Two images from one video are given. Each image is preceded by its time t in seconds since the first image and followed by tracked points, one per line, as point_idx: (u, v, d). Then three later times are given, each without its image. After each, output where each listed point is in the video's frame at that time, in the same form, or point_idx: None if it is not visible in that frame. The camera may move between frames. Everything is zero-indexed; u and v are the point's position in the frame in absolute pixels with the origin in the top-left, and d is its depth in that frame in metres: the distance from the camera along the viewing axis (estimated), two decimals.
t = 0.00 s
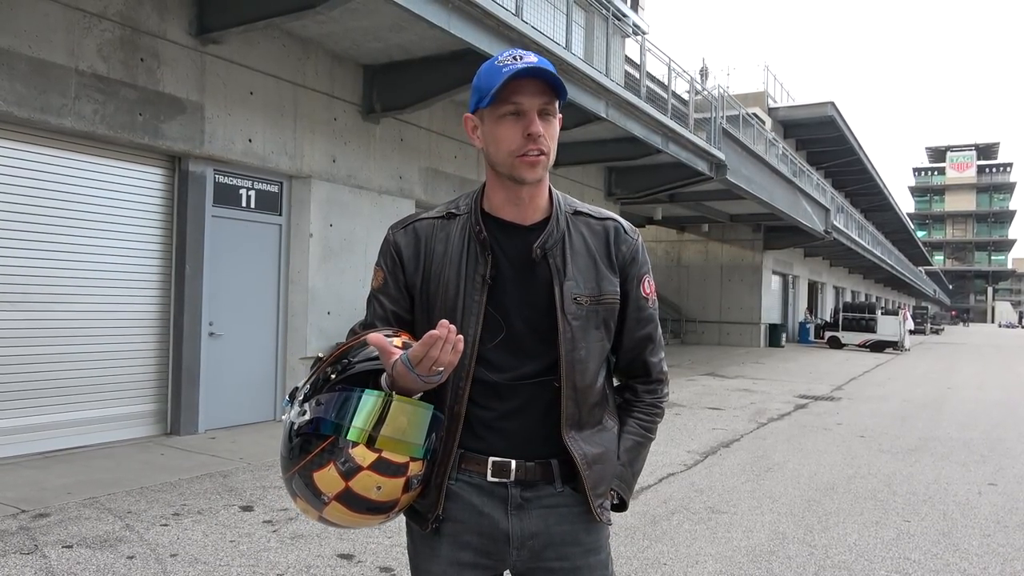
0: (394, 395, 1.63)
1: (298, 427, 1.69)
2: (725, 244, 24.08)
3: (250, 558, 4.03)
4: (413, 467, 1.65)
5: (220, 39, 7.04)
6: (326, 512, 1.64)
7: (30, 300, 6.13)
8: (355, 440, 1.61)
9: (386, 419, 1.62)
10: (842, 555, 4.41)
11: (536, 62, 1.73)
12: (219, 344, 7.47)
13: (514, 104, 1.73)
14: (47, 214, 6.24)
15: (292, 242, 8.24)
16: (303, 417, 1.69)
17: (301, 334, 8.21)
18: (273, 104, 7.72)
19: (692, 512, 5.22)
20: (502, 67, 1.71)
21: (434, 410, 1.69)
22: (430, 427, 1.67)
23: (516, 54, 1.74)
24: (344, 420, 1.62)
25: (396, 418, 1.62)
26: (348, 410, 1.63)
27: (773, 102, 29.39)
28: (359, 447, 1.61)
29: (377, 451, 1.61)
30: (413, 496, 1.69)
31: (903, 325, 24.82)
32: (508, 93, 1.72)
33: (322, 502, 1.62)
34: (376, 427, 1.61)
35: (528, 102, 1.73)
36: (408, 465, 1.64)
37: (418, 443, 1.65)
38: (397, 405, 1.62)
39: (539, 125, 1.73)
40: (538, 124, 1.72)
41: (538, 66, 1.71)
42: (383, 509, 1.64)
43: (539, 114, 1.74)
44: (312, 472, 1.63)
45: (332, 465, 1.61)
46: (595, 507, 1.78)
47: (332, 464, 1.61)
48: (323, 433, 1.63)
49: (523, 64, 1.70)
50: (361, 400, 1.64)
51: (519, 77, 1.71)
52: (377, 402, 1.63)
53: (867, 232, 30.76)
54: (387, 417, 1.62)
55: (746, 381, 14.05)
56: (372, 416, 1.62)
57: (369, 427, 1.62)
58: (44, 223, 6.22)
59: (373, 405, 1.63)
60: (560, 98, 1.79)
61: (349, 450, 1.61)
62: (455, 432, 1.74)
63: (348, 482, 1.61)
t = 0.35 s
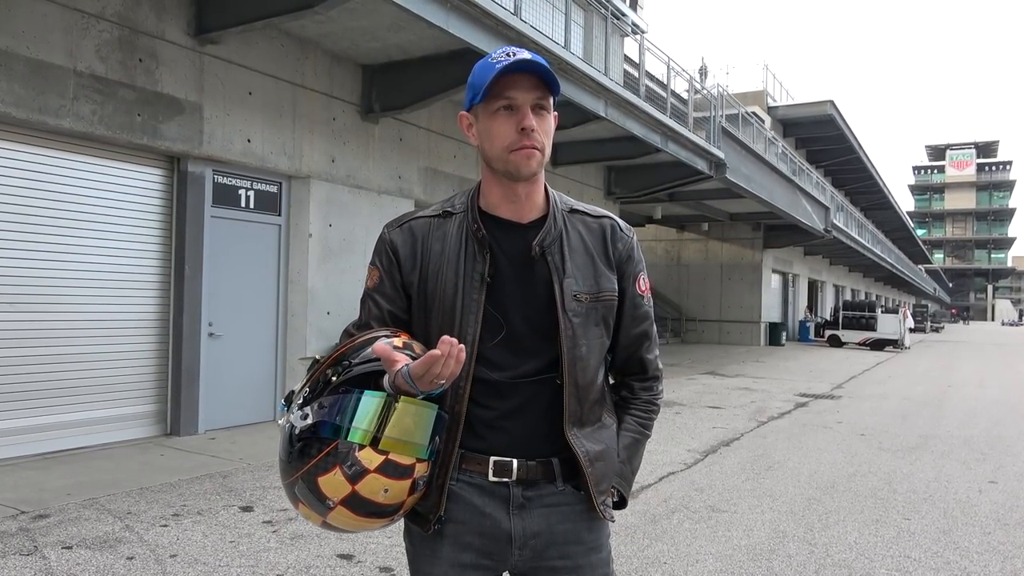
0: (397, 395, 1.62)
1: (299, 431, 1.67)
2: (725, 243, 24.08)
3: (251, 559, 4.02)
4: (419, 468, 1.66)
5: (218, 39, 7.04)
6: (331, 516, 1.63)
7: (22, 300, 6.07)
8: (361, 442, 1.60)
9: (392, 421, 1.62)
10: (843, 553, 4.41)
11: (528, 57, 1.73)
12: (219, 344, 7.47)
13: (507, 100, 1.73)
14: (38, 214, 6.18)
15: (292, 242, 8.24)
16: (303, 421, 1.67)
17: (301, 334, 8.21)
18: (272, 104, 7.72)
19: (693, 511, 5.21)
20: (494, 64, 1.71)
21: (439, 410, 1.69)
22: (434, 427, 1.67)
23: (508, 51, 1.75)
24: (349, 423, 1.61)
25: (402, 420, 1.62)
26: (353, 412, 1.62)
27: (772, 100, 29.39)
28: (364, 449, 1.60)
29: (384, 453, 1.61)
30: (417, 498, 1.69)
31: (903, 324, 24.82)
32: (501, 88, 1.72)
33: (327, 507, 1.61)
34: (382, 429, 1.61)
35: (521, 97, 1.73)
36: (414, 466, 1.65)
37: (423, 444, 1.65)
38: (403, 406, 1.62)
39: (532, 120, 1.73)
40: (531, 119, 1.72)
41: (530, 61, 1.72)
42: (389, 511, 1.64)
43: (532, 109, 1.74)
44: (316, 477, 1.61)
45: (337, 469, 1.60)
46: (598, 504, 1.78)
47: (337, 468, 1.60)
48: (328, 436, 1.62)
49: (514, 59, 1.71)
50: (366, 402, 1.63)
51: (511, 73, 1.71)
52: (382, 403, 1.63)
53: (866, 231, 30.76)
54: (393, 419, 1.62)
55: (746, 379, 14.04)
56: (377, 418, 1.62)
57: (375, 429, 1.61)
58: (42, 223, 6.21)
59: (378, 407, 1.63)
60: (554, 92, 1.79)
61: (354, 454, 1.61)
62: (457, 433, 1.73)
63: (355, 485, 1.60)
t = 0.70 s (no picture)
0: (391, 403, 1.62)
1: (293, 441, 1.66)
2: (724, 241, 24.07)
3: (250, 557, 4.03)
4: (415, 474, 1.66)
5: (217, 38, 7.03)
6: (329, 525, 1.64)
7: (19, 299, 6.06)
8: (355, 452, 1.61)
9: (387, 430, 1.62)
10: (842, 551, 4.42)
11: (515, 53, 1.73)
12: (219, 344, 7.47)
13: (496, 97, 1.73)
14: (36, 213, 6.18)
15: (291, 241, 8.24)
16: (296, 431, 1.66)
17: (300, 333, 8.21)
18: (271, 103, 7.72)
19: (692, 509, 5.21)
20: (482, 61, 1.71)
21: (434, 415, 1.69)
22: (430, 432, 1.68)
23: (496, 48, 1.75)
24: (344, 433, 1.62)
25: (398, 428, 1.62)
26: (347, 422, 1.62)
27: (772, 98, 29.37)
28: (360, 459, 1.61)
29: (379, 462, 1.62)
30: (415, 502, 1.70)
31: (902, 321, 24.82)
32: (489, 86, 1.72)
33: (324, 516, 1.62)
34: (377, 438, 1.62)
35: (510, 93, 1.73)
36: (410, 472, 1.65)
37: (418, 451, 1.66)
38: (397, 415, 1.62)
39: (522, 116, 1.72)
40: (521, 114, 1.72)
41: (518, 57, 1.72)
42: (387, 517, 1.65)
43: (522, 105, 1.74)
44: (312, 487, 1.62)
45: (333, 478, 1.61)
46: (596, 501, 1.78)
47: (333, 477, 1.61)
48: (322, 446, 1.62)
49: (501, 55, 1.71)
50: (361, 411, 1.63)
51: (498, 70, 1.71)
52: (376, 412, 1.63)
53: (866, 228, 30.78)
54: (388, 428, 1.62)
55: (745, 377, 14.05)
56: (371, 427, 1.62)
57: (370, 438, 1.62)
58: (41, 223, 6.21)
59: (373, 415, 1.63)
60: (543, 88, 1.79)
61: (350, 463, 1.61)
62: (453, 434, 1.74)
63: (351, 494, 1.61)
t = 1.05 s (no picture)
0: (385, 401, 1.63)
1: (289, 439, 1.67)
2: (724, 239, 24.08)
3: (250, 554, 4.04)
4: (410, 471, 1.67)
5: (217, 35, 7.03)
6: (324, 522, 1.64)
7: (18, 296, 6.06)
8: (350, 450, 1.61)
9: (381, 428, 1.63)
10: (841, 547, 4.43)
11: (507, 50, 1.73)
12: (218, 341, 7.47)
13: (489, 94, 1.73)
14: (36, 210, 6.18)
15: (290, 238, 8.24)
16: (292, 429, 1.67)
17: (300, 330, 8.21)
18: (270, 100, 7.71)
19: (691, 506, 5.23)
20: (475, 58, 1.71)
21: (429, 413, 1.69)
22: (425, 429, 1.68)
23: (489, 44, 1.75)
24: (338, 431, 1.62)
25: (391, 427, 1.63)
26: (342, 420, 1.63)
27: (772, 96, 29.37)
28: (353, 457, 1.61)
29: (373, 460, 1.62)
30: (411, 499, 1.71)
31: (901, 319, 24.84)
32: (481, 83, 1.73)
33: (319, 513, 1.63)
34: (370, 436, 1.62)
35: (502, 90, 1.73)
36: (404, 469, 1.66)
37: (413, 448, 1.66)
38: (391, 413, 1.62)
39: (516, 112, 1.72)
40: (514, 111, 1.72)
41: (510, 53, 1.72)
42: (382, 514, 1.65)
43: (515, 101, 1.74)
44: (307, 484, 1.62)
45: (327, 476, 1.61)
46: (592, 498, 1.78)
47: (327, 475, 1.61)
48: (317, 444, 1.63)
49: (493, 51, 1.71)
50: (354, 410, 1.63)
51: (491, 66, 1.71)
52: (370, 410, 1.63)
53: (865, 226, 30.79)
54: (381, 426, 1.62)
55: (744, 374, 14.07)
56: (365, 425, 1.63)
57: (363, 436, 1.62)
58: (40, 219, 6.21)
59: (366, 414, 1.63)
60: (537, 83, 1.79)
61: (343, 461, 1.62)
62: (450, 431, 1.74)
63: (344, 492, 1.61)
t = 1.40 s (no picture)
0: (376, 399, 1.63)
1: (284, 436, 1.68)
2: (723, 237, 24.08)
3: (250, 550, 4.04)
4: (402, 468, 1.66)
5: (217, 32, 7.02)
6: (318, 518, 1.65)
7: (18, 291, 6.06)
8: (341, 447, 1.61)
9: (372, 425, 1.62)
10: (840, 545, 4.44)
11: (505, 47, 1.73)
12: (218, 338, 7.47)
13: (486, 91, 1.73)
14: (36, 206, 6.17)
15: (290, 235, 8.23)
16: (287, 425, 1.68)
17: (299, 327, 8.22)
18: (270, 97, 7.70)
19: (690, 503, 5.24)
20: (472, 56, 1.72)
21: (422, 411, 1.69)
22: (418, 427, 1.68)
23: (487, 42, 1.75)
24: (330, 428, 1.63)
25: (381, 424, 1.62)
26: (333, 417, 1.63)
27: (772, 94, 29.35)
28: (344, 454, 1.62)
29: (364, 457, 1.62)
30: (404, 496, 1.70)
31: (901, 317, 24.84)
32: (478, 81, 1.73)
33: (312, 510, 1.63)
34: (361, 433, 1.62)
35: (500, 88, 1.73)
36: (396, 467, 1.65)
37: (404, 446, 1.65)
38: (381, 411, 1.62)
39: (513, 110, 1.72)
40: (510, 109, 1.72)
41: (507, 50, 1.72)
42: (374, 511, 1.65)
43: (512, 99, 1.74)
44: (300, 481, 1.63)
45: (318, 473, 1.62)
46: (591, 497, 1.79)
47: (318, 472, 1.62)
48: (309, 441, 1.63)
49: (490, 49, 1.71)
50: (346, 407, 1.64)
51: (488, 64, 1.72)
52: (361, 407, 1.63)
53: (865, 224, 30.78)
54: (372, 424, 1.62)
55: (744, 373, 14.08)
56: (356, 422, 1.62)
57: (354, 433, 1.62)
58: (40, 216, 6.20)
59: (357, 411, 1.63)
60: (535, 81, 1.79)
61: (334, 458, 1.62)
62: (447, 429, 1.74)
63: (336, 489, 1.62)
